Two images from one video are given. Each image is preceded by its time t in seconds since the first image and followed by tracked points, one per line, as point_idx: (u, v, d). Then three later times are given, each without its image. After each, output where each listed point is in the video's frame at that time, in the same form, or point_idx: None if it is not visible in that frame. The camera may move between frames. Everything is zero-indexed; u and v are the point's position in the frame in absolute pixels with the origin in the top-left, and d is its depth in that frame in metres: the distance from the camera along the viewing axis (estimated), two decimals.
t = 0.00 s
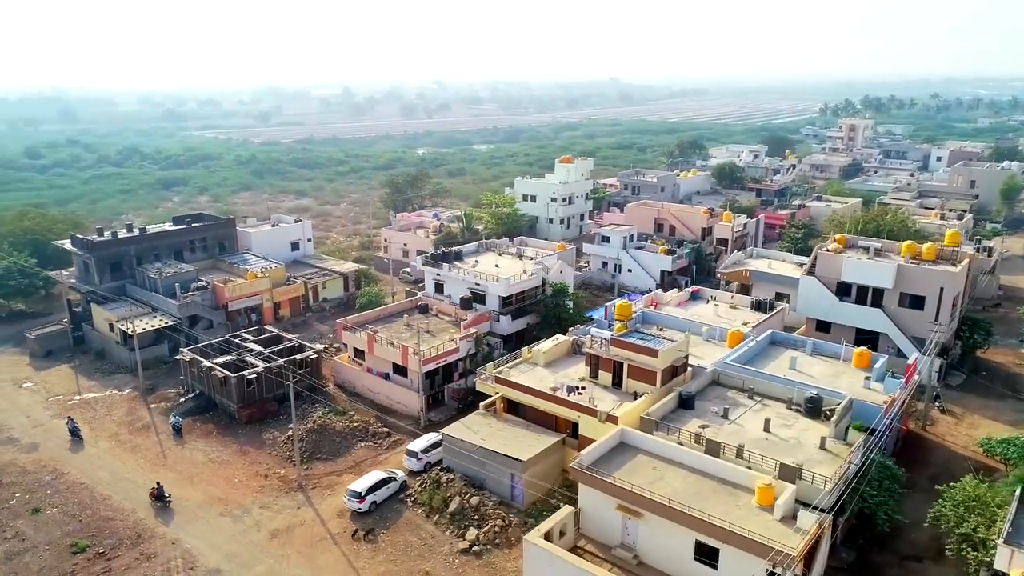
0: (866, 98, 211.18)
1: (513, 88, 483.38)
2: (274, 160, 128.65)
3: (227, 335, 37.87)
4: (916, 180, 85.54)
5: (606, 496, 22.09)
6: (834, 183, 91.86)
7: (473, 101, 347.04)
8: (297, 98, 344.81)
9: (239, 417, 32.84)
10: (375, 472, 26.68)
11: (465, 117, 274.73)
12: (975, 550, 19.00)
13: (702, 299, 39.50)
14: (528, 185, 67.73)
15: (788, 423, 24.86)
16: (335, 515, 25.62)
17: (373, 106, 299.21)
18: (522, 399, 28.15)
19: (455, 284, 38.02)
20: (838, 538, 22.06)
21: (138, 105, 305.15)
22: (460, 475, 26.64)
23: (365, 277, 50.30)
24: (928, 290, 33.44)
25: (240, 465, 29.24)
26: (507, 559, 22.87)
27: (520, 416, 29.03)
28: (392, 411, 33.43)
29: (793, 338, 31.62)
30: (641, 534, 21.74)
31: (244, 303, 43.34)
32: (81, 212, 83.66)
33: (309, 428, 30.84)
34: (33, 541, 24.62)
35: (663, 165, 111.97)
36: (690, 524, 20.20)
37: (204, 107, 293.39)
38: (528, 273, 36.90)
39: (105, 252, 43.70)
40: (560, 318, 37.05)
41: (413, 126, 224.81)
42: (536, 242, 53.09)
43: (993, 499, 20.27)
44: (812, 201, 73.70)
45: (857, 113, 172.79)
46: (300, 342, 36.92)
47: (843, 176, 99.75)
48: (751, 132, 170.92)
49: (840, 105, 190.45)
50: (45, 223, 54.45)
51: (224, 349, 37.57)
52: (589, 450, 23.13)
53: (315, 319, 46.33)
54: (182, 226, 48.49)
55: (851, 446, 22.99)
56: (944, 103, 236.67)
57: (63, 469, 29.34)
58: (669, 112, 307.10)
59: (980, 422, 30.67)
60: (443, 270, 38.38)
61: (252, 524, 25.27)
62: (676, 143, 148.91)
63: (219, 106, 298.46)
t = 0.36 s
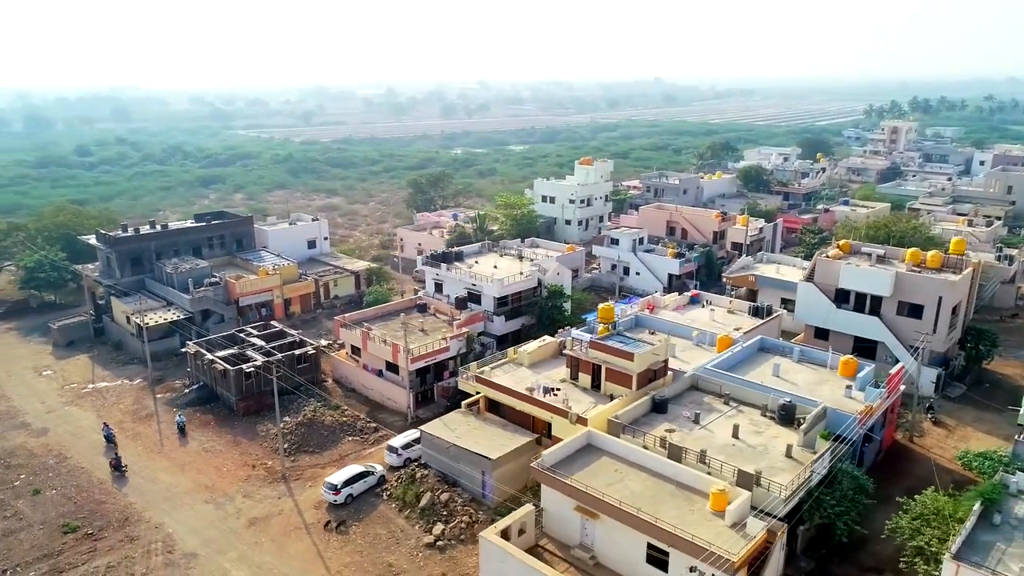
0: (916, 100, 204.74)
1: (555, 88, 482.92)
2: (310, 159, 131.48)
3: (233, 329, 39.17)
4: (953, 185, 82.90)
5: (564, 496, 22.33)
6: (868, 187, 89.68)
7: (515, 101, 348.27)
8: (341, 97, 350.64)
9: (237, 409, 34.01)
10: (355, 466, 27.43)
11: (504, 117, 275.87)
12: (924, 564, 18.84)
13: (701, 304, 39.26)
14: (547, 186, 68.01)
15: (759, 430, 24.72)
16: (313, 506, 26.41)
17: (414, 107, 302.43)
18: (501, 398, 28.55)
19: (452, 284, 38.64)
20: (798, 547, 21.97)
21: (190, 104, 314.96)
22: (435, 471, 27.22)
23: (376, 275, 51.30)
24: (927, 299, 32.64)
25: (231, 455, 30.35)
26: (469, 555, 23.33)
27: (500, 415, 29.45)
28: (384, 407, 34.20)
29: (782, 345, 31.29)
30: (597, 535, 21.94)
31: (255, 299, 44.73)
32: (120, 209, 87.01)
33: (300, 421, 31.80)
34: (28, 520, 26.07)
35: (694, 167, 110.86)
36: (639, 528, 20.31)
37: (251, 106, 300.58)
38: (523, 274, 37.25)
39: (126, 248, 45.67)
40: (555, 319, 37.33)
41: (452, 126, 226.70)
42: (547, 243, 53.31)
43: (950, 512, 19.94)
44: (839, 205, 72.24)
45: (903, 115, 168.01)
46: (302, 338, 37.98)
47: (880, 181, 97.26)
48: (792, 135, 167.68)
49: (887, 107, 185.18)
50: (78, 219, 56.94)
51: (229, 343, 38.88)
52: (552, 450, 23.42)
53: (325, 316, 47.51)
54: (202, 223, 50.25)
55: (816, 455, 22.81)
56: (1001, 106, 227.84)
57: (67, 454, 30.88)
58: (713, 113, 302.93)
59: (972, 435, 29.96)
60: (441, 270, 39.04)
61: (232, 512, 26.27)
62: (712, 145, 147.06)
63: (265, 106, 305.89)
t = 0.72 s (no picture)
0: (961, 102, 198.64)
1: (592, 88, 480.97)
2: (339, 159, 133.76)
3: (234, 325, 40.43)
4: (984, 189, 80.48)
5: (519, 495, 22.68)
6: (896, 191, 87.68)
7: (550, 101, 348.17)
8: (379, 98, 354.76)
9: (230, 401, 35.15)
10: (330, 460, 28.17)
11: (538, 117, 276.08)
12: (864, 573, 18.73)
13: (694, 307, 39.17)
14: (560, 188, 68.26)
15: (722, 435, 24.73)
16: (288, 498, 27.23)
17: (449, 107, 304.35)
18: (476, 398, 28.97)
19: (445, 284, 39.25)
20: (750, 552, 22.02)
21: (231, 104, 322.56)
22: (407, 467, 27.86)
23: (382, 274, 52.24)
24: (917, 307, 32.05)
25: (218, 446, 31.44)
26: (428, 549, 23.87)
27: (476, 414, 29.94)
28: (372, 403, 34.97)
29: (763, 350, 31.11)
30: (549, 534, 22.25)
31: (261, 296, 46.02)
32: (152, 206, 89.94)
33: (287, 415, 32.73)
34: (21, 502, 27.47)
35: (719, 169, 109.60)
36: (584, 528, 20.55)
37: (291, 106, 306.05)
38: (514, 275, 37.65)
39: (140, 244, 47.45)
40: (544, 320, 37.66)
41: (484, 126, 227.73)
42: (552, 245, 53.65)
43: (898, 522, 19.80)
44: (859, 209, 70.79)
45: (944, 117, 163.19)
46: (298, 334, 39.01)
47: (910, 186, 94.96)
48: (828, 137, 164.37)
49: (929, 108, 180.05)
50: (102, 216, 59.22)
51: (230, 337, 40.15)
52: (512, 449, 23.77)
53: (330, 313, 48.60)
54: (215, 221, 51.84)
55: (773, 461, 22.78)
56: None
57: (66, 441, 32.35)
58: (750, 113, 298.13)
59: (955, 445, 29.45)
60: (435, 270, 39.67)
61: (210, 500, 27.29)
62: (742, 146, 145.06)
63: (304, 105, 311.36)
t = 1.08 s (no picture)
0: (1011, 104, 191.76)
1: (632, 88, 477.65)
2: (369, 158, 135.81)
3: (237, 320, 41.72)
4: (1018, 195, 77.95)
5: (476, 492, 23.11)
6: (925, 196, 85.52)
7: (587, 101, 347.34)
8: (417, 98, 358.41)
9: (226, 394, 36.34)
10: (310, 452, 28.97)
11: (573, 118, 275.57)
12: None
13: (687, 311, 39.06)
14: (574, 189, 68.42)
15: (685, 440, 24.77)
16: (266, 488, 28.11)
17: (485, 107, 305.67)
18: (451, 396, 29.46)
19: (440, 283, 39.89)
20: (702, 557, 22.08)
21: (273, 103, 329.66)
22: (381, 462, 28.57)
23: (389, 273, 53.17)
24: (906, 315, 31.46)
25: (209, 436, 32.58)
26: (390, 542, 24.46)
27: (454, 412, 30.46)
28: (361, 399, 35.79)
29: (744, 356, 30.93)
30: (503, 532, 22.63)
31: (268, 292, 47.32)
32: (183, 204, 92.87)
33: (276, 409, 33.75)
34: (19, 484, 28.95)
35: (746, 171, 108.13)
36: (532, 526, 20.88)
37: (331, 106, 311.42)
38: (505, 276, 38.09)
39: (155, 241, 49.24)
40: (534, 321, 38.00)
41: (518, 127, 228.35)
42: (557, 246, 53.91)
43: (843, 531, 19.68)
44: (881, 213, 69.32)
45: (989, 119, 157.77)
46: (297, 330, 40.08)
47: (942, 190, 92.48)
48: (866, 139, 160.60)
49: (974, 110, 174.32)
50: (128, 214, 61.51)
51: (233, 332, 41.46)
52: (473, 447, 24.20)
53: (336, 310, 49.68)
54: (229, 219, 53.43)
55: (729, 465, 22.79)
56: None
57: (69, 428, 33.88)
58: (792, 114, 292.77)
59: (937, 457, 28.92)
60: (431, 269, 40.36)
61: (193, 488, 28.36)
62: (775, 148, 142.77)
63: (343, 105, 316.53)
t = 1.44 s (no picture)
0: None
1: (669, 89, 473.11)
2: (397, 158, 137.43)
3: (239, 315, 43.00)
4: None
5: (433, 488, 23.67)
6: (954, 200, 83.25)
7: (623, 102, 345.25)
8: (453, 98, 360.62)
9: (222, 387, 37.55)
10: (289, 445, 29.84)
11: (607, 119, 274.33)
12: None
13: (677, 314, 39.01)
14: (586, 191, 68.48)
15: (645, 442, 24.93)
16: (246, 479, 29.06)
17: (520, 108, 305.72)
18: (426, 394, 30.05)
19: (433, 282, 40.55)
20: (651, 558, 22.46)
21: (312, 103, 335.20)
22: (356, 457, 29.38)
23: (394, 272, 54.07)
24: (890, 323, 30.99)
25: (199, 427, 33.79)
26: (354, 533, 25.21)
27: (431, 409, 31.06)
28: (350, 395, 36.65)
29: (721, 360, 30.86)
30: (457, 527, 23.14)
31: (273, 289, 48.58)
32: (211, 202, 95.42)
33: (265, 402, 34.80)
34: (16, 468, 30.44)
35: (771, 174, 106.54)
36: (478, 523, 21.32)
37: (368, 106, 315.40)
38: (495, 276, 38.55)
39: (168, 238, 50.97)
40: (523, 322, 38.40)
41: (550, 127, 228.19)
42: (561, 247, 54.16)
43: (782, 537, 19.73)
44: (901, 218, 67.85)
45: None
46: (294, 326, 41.15)
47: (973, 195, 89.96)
48: (904, 142, 156.53)
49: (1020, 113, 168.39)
50: (149, 211, 63.60)
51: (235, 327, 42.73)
52: (434, 444, 24.74)
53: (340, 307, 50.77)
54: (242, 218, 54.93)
55: (682, 468, 22.92)
56: None
57: (71, 416, 35.43)
58: (831, 115, 286.65)
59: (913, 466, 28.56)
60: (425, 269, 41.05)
61: (176, 476, 29.50)
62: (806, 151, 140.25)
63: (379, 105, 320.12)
